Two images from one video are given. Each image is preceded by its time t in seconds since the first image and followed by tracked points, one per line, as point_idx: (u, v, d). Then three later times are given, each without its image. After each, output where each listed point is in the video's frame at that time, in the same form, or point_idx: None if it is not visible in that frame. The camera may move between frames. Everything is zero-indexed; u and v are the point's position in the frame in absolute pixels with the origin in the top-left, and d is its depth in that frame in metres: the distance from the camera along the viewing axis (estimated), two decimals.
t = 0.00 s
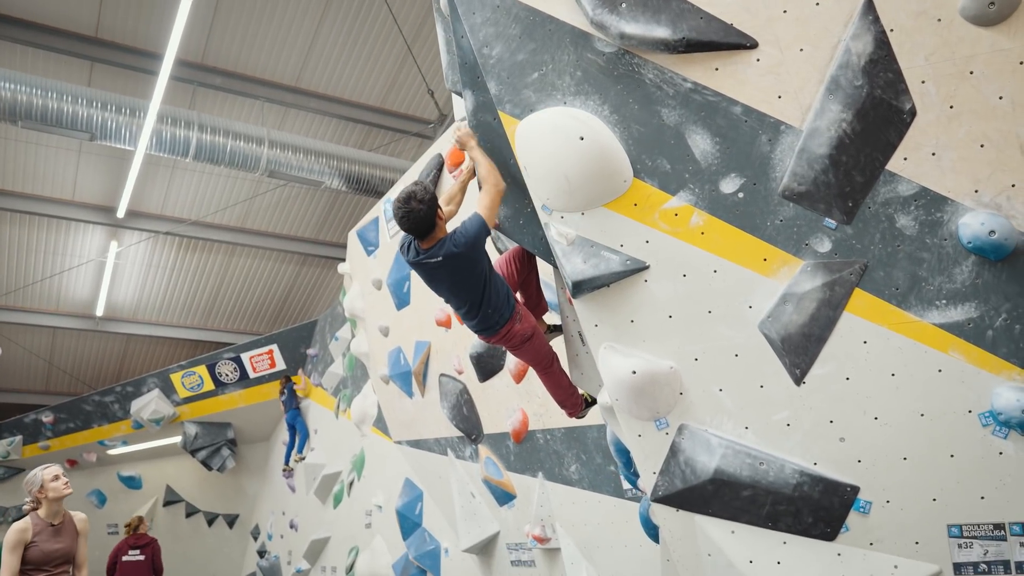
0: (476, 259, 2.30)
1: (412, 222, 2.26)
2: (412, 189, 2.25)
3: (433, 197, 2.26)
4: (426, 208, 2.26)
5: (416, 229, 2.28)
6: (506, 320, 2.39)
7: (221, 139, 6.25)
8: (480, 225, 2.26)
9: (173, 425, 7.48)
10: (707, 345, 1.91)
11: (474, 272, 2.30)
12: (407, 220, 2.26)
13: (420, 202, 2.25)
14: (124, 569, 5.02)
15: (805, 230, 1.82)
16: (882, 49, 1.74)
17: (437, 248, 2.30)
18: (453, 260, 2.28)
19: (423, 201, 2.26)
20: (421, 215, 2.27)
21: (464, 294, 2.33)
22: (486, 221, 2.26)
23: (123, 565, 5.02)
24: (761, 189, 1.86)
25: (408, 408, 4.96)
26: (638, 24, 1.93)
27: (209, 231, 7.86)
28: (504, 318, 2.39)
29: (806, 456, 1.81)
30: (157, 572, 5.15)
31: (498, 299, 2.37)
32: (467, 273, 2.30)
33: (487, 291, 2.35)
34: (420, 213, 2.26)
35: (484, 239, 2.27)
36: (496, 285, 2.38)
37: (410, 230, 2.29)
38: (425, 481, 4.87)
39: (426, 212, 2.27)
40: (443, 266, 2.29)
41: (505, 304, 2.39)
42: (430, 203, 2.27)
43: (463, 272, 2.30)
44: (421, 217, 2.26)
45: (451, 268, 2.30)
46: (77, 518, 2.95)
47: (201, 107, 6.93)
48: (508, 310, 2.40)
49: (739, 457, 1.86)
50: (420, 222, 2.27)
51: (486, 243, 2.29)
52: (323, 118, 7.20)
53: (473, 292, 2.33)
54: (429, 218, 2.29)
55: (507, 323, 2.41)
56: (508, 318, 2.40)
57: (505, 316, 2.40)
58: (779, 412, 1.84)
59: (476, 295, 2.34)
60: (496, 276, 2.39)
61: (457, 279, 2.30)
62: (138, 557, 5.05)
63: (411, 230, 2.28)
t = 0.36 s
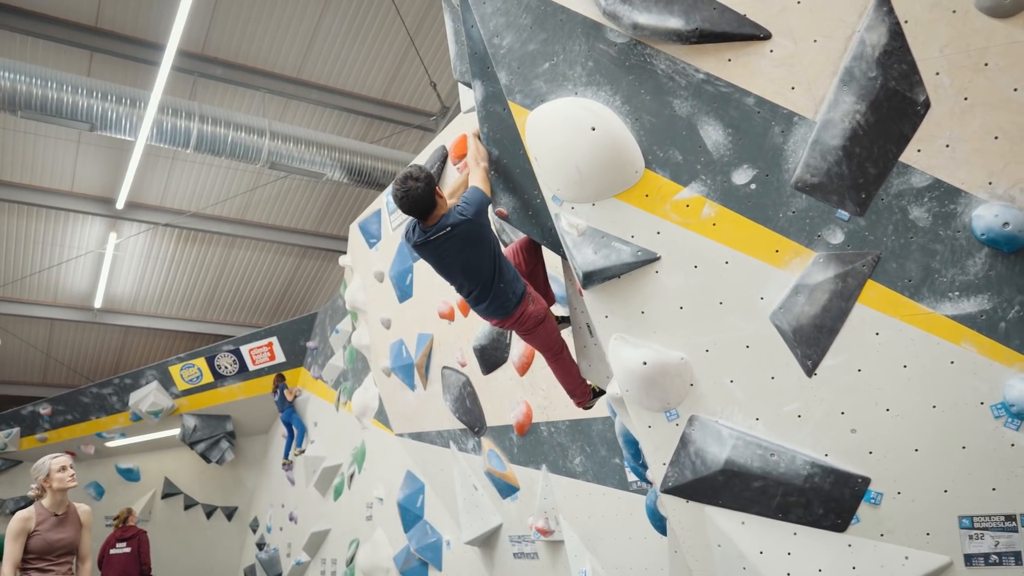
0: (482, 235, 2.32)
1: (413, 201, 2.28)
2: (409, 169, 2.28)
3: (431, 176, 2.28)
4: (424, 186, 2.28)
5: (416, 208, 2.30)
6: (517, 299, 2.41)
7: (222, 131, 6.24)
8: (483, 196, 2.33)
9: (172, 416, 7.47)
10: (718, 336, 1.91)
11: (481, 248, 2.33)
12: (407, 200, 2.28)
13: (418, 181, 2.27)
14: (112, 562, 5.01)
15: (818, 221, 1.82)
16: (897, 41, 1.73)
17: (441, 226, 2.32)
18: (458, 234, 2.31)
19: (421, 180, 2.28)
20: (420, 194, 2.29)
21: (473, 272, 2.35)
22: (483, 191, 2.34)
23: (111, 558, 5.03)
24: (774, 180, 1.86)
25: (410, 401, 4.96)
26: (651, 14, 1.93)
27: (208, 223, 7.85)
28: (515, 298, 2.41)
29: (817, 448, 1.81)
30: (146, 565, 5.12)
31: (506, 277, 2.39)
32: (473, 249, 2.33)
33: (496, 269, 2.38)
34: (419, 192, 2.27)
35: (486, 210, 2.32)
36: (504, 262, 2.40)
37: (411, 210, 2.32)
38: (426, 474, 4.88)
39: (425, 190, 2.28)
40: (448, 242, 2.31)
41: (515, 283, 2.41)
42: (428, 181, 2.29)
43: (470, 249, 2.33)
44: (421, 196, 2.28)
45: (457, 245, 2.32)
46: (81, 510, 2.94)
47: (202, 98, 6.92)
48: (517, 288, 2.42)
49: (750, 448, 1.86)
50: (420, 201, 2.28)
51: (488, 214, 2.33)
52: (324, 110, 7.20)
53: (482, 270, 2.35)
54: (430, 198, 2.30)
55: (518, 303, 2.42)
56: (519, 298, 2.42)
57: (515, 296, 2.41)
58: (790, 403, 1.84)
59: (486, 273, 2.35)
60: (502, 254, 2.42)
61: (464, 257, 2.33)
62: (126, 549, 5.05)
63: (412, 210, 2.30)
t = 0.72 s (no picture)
0: (485, 220, 2.33)
1: (415, 190, 2.42)
2: (414, 159, 2.44)
3: (433, 165, 2.42)
4: (425, 174, 2.42)
5: (420, 196, 2.44)
6: (532, 284, 2.35)
7: (230, 124, 6.23)
8: (480, 188, 2.36)
9: (175, 411, 7.45)
10: (737, 331, 1.89)
11: (486, 233, 2.33)
12: (410, 188, 2.43)
13: (420, 170, 2.42)
14: (115, 557, 5.00)
15: (839, 215, 1.80)
16: (922, 33, 1.71)
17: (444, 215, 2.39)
18: (459, 225, 2.35)
19: (422, 169, 2.42)
20: (422, 183, 2.43)
21: (483, 259, 2.35)
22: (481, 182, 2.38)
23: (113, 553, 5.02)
24: (795, 173, 1.84)
25: (416, 396, 4.94)
26: (672, 4, 1.90)
27: (213, 217, 7.84)
28: (532, 282, 2.36)
29: (836, 444, 1.79)
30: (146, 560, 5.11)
31: (520, 262, 2.36)
32: (479, 235, 2.33)
33: (507, 255, 2.36)
34: (420, 180, 2.41)
35: (482, 202, 2.33)
36: (517, 248, 2.37)
37: (418, 199, 2.47)
38: (433, 469, 4.86)
39: (425, 179, 2.41)
40: (452, 231, 2.37)
41: (531, 268, 2.37)
42: (430, 170, 2.42)
43: (476, 235, 2.34)
44: (421, 184, 2.42)
45: (463, 233, 2.35)
46: (87, 502, 2.93)
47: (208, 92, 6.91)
48: (534, 274, 2.37)
49: (769, 444, 1.84)
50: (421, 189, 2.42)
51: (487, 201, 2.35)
52: (331, 104, 7.19)
53: (492, 256, 2.34)
54: (432, 186, 2.42)
55: (535, 289, 2.36)
56: (536, 283, 2.36)
57: (531, 281, 2.36)
58: (810, 400, 1.82)
59: (496, 259, 2.34)
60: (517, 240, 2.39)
61: (471, 243, 2.35)
62: (128, 545, 5.04)
63: (417, 199, 2.44)
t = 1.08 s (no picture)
0: (493, 220, 2.32)
1: (423, 197, 2.45)
2: (419, 165, 2.46)
3: (437, 169, 2.43)
4: (431, 181, 2.44)
5: (430, 203, 2.46)
6: (553, 274, 2.34)
7: (234, 118, 6.20)
8: (483, 189, 2.35)
9: (175, 407, 7.45)
10: (755, 330, 1.86)
11: (497, 233, 2.32)
12: (418, 197, 2.46)
13: (425, 176, 2.44)
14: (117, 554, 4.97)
15: (860, 214, 1.78)
16: (946, 29, 1.69)
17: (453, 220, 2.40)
18: (467, 228, 2.35)
19: (427, 176, 2.44)
20: (429, 190, 2.45)
21: (499, 257, 2.34)
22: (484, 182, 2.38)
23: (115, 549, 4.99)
24: (816, 170, 1.82)
25: (420, 394, 4.92)
26: None
27: (216, 213, 7.81)
28: (553, 272, 2.34)
29: (855, 445, 1.77)
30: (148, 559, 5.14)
31: (536, 254, 2.35)
32: (491, 234, 2.33)
33: (524, 249, 2.35)
34: (426, 187, 2.44)
35: (487, 203, 2.32)
36: (533, 242, 2.36)
37: (429, 207, 2.49)
38: (436, 468, 4.84)
39: (432, 185, 2.44)
40: (463, 235, 2.37)
41: (550, 259, 2.35)
42: (435, 175, 2.44)
43: (488, 236, 2.33)
44: (427, 191, 2.44)
45: (474, 235, 2.35)
46: (94, 500, 2.90)
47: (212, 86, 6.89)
48: (554, 263, 2.35)
49: (788, 445, 1.82)
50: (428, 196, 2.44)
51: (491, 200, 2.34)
52: (336, 99, 7.17)
53: (508, 253, 2.33)
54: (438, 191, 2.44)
55: (557, 277, 2.34)
56: (558, 272, 2.34)
57: (551, 271, 2.34)
58: (829, 400, 1.79)
59: (513, 255, 2.34)
60: (532, 233, 2.37)
61: (484, 244, 2.34)
62: (132, 543, 5.02)
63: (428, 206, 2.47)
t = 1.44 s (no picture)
0: (496, 220, 2.30)
1: (428, 194, 2.43)
2: (426, 161, 2.44)
3: (443, 166, 2.41)
4: (436, 177, 2.42)
5: (434, 199, 2.44)
6: (552, 278, 2.32)
7: (233, 114, 6.17)
8: (488, 187, 2.33)
9: (168, 406, 7.40)
10: (765, 332, 1.85)
11: (500, 233, 2.30)
12: (424, 193, 2.44)
13: (430, 173, 2.42)
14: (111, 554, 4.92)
15: (873, 216, 1.76)
16: (961, 30, 1.67)
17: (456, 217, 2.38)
18: (470, 226, 2.33)
19: (433, 172, 2.42)
20: (434, 186, 2.43)
21: (501, 257, 2.33)
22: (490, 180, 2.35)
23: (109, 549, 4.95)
24: (828, 172, 1.80)
25: (418, 394, 4.89)
26: None
27: (212, 209, 7.77)
28: (552, 276, 2.32)
29: (866, 449, 1.75)
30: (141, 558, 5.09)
31: (537, 256, 2.33)
32: (493, 234, 2.31)
33: (525, 251, 2.33)
34: (432, 183, 2.42)
35: (491, 202, 2.30)
36: (535, 244, 2.34)
37: (434, 202, 2.47)
38: (433, 469, 4.81)
39: (437, 181, 2.41)
40: (466, 233, 2.35)
41: (551, 263, 2.33)
42: (441, 171, 2.42)
43: (490, 236, 2.31)
44: (433, 187, 2.42)
45: (477, 235, 2.33)
46: (94, 498, 2.87)
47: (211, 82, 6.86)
48: (555, 267, 2.33)
49: (798, 449, 1.81)
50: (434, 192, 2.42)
51: (496, 200, 2.31)
52: (334, 96, 7.15)
53: (509, 254, 2.32)
54: (443, 188, 2.42)
55: (556, 282, 2.32)
56: (557, 276, 2.32)
57: (551, 275, 2.32)
58: (839, 403, 1.78)
59: (514, 256, 2.32)
60: (535, 235, 2.35)
61: (486, 244, 2.32)
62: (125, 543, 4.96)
63: (433, 202, 2.45)
